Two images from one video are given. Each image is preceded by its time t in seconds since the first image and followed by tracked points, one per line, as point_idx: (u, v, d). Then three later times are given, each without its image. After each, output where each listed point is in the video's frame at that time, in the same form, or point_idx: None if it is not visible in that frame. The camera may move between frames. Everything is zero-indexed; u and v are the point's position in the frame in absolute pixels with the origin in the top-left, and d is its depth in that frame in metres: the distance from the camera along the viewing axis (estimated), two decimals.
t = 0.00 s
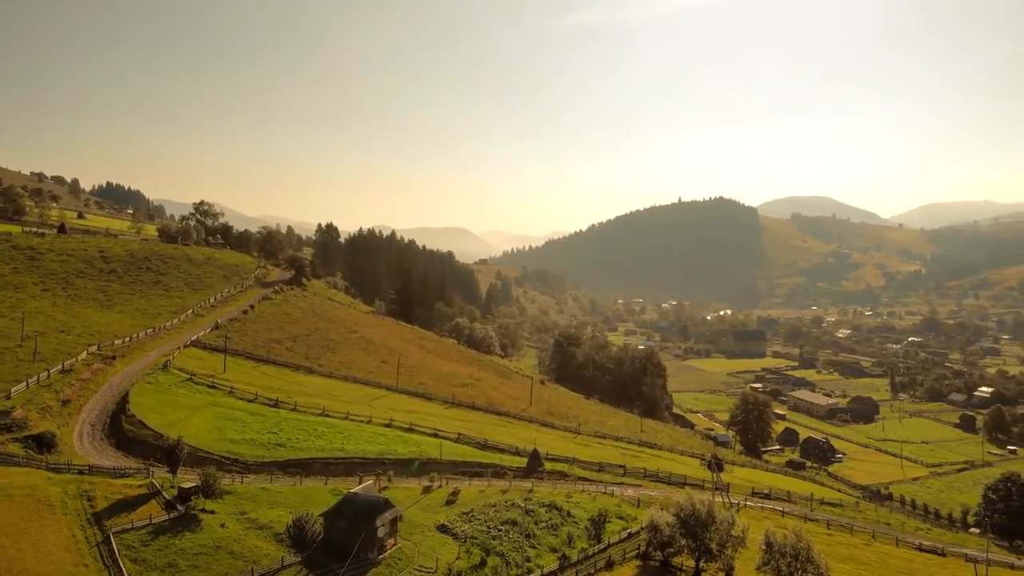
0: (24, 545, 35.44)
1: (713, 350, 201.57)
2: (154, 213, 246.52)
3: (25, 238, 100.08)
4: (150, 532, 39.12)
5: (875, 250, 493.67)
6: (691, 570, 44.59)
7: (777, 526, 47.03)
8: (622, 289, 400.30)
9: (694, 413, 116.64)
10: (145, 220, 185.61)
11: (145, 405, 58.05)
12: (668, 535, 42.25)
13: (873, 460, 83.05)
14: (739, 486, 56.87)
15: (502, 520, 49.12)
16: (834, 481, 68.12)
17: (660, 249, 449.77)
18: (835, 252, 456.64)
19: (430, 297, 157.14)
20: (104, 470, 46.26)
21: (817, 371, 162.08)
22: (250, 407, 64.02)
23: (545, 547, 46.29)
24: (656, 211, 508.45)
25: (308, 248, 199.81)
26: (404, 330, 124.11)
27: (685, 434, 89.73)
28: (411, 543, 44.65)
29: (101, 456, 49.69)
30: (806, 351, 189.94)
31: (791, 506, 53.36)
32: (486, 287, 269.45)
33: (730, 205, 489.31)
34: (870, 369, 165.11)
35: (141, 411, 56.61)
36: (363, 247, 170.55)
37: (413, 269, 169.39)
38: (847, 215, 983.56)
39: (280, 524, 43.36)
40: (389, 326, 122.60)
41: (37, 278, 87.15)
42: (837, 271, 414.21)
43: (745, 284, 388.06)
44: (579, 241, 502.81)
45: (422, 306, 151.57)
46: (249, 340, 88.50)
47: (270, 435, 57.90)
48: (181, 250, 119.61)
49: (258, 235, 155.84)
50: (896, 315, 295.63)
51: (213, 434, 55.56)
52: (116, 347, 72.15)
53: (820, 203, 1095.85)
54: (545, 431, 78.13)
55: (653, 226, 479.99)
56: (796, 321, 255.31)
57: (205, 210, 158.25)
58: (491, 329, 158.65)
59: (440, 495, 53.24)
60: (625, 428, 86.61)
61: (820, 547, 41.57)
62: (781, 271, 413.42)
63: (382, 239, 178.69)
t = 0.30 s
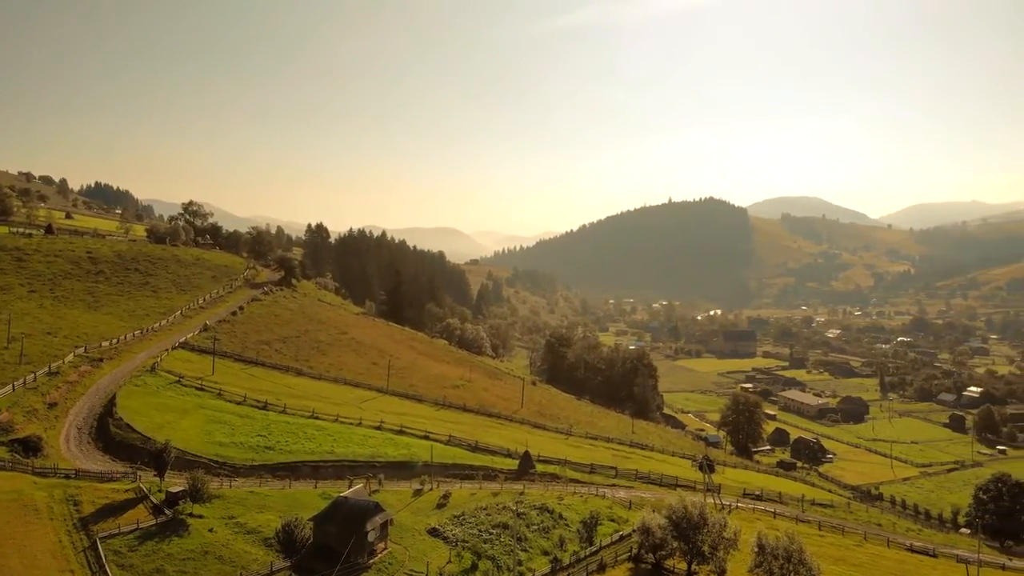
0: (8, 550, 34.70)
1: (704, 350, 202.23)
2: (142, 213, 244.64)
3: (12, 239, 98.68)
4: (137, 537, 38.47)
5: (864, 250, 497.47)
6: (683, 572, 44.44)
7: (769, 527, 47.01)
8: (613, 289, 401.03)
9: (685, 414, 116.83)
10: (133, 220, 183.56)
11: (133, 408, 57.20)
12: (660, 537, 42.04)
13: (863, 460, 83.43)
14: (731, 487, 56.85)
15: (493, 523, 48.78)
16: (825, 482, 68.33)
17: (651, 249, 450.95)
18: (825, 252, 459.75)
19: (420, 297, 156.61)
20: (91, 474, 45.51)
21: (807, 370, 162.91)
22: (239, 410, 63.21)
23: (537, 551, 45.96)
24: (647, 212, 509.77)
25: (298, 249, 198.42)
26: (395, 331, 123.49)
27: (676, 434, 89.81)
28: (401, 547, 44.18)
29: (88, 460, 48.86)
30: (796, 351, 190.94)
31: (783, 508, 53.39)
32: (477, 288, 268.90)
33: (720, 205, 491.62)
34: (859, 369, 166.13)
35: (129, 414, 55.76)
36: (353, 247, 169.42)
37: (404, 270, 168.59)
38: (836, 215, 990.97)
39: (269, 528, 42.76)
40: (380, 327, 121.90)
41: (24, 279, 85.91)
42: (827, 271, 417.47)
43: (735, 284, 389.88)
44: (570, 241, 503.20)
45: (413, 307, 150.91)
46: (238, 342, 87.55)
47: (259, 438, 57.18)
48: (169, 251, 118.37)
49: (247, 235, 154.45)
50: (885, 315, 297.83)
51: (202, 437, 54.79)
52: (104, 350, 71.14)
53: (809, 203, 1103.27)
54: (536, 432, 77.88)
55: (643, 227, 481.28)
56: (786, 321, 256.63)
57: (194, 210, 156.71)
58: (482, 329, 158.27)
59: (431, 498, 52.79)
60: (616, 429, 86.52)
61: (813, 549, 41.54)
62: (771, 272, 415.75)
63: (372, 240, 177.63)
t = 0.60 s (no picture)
0: None
1: (695, 350, 202.93)
2: (131, 212, 242.72)
3: None
4: (124, 542, 37.82)
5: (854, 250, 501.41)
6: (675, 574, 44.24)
7: (760, 529, 47.01)
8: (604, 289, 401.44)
9: (676, 414, 117.06)
10: (121, 221, 181.19)
11: (120, 412, 56.28)
12: (651, 540, 41.83)
13: (853, 460, 83.82)
14: (722, 489, 56.87)
15: (484, 527, 48.44)
16: (816, 482, 68.53)
17: (642, 249, 451.95)
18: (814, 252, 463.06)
19: (411, 298, 155.83)
20: (78, 478, 44.73)
21: (797, 371, 163.77)
22: (228, 413, 62.41)
23: (528, 554, 45.60)
24: (638, 212, 510.79)
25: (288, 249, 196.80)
26: (385, 332, 122.76)
27: (667, 435, 89.86)
28: (392, 551, 43.66)
29: (75, 464, 48.03)
30: (786, 351, 191.90)
31: (774, 509, 53.43)
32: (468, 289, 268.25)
33: (710, 206, 493.82)
34: (849, 369, 167.16)
35: (117, 418, 54.89)
36: (343, 248, 168.13)
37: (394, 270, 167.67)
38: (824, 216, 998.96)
39: (258, 533, 42.15)
40: (371, 328, 121.22)
41: (9, 280, 84.52)
42: (819, 271, 421.54)
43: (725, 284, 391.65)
44: (560, 241, 503.25)
45: (403, 308, 150.08)
46: (227, 344, 86.56)
47: (249, 442, 56.45)
48: (158, 251, 116.99)
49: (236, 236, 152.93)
50: (875, 315, 300.06)
51: (190, 440, 53.97)
52: (90, 352, 70.06)
53: (798, 203, 1110.60)
54: (527, 434, 77.58)
55: (634, 227, 482.37)
56: (776, 321, 257.99)
57: (182, 211, 155.04)
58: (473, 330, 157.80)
59: (422, 501, 52.30)
60: (608, 430, 86.33)
61: (804, 550, 41.57)
62: (761, 272, 418.00)
63: (363, 240, 176.40)
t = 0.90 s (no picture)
0: None
1: (686, 350, 203.54)
2: (119, 212, 240.49)
3: None
4: (111, 548, 37.17)
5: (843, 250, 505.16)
6: None
7: (753, 532, 46.96)
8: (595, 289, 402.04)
9: (667, 414, 117.24)
10: (108, 221, 179.18)
11: (108, 414, 55.45)
12: (644, 542, 41.69)
13: (843, 460, 84.21)
14: (713, 490, 56.91)
15: (476, 530, 48.07)
16: (807, 483, 68.72)
17: (632, 249, 452.99)
18: (804, 252, 466.05)
19: (402, 299, 155.16)
20: (65, 482, 43.99)
21: (787, 370, 164.60)
22: (217, 416, 61.66)
23: (520, 557, 45.29)
24: (629, 211, 511.93)
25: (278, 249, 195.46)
26: (376, 333, 122.02)
27: (658, 436, 89.92)
28: (383, 555, 43.18)
29: (61, 468, 47.22)
30: (776, 351, 192.90)
31: (766, 510, 53.50)
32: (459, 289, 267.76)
33: (701, 206, 495.82)
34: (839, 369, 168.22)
35: (104, 421, 54.07)
36: (333, 248, 167.02)
37: (385, 271, 166.86)
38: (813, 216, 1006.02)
39: (247, 538, 41.55)
40: (361, 329, 120.48)
41: None
42: (808, 271, 424.08)
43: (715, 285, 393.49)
44: (551, 241, 503.50)
45: (394, 309, 149.30)
46: (216, 346, 85.62)
47: (238, 445, 55.77)
48: (146, 252, 115.69)
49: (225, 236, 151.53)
50: (864, 315, 302.17)
51: (178, 443, 53.23)
52: (77, 354, 69.04)
53: (787, 203, 1117.77)
54: (519, 436, 77.31)
55: (625, 227, 483.43)
56: (767, 321, 259.28)
57: (171, 211, 153.47)
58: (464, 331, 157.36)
59: (413, 505, 51.88)
60: (599, 431, 86.23)
61: (796, 551, 41.58)
62: (751, 272, 420.23)
63: (353, 240, 175.34)
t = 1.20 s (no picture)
0: None
1: (676, 350, 204.16)
2: (107, 212, 238.57)
3: None
4: (98, 553, 36.48)
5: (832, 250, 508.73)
6: None
7: (745, 534, 46.90)
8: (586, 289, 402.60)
9: (658, 415, 117.38)
10: (96, 221, 177.03)
11: (95, 418, 54.55)
12: (635, 545, 41.62)
13: (834, 460, 84.58)
14: (705, 491, 56.94)
15: (467, 533, 47.69)
16: (798, 483, 68.94)
17: (623, 249, 454.01)
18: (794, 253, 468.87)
19: (392, 300, 154.48)
20: (51, 486, 43.20)
21: (778, 370, 165.39)
22: (206, 418, 60.86)
23: (511, 560, 44.99)
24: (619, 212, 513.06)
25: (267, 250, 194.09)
26: (366, 334, 121.27)
27: (650, 436, 89.94)
28: (373, 559, 42.70)
29: (47, 472, 46.38)
30: (766, 351, 193.89)
31: (758, 511, 53.55)
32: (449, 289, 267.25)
33: (691, 206, 497.70)
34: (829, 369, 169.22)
35: (91, 424, 53.20)
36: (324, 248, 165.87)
37: (376, 271, 166.03)
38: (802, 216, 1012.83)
39: (236, 542, 40.94)
40: (351, 330, 119.68)
41: None
42: (798, 271, 426.73)
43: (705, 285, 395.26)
44: (542, 241, 503.65)
45: (385, 310, 148.56)
46: (205, 347, 84.65)
47: (227, 448, 55.03)
48: (134, 253, 114.35)
49: (214, 237, 150.08)
50: (854, 315, 304.25)
51: (166, 446, 52.44)
52: (64, 356, 67.98)
53: (776, 203, 1124.90)
54: (510, 437, 77.01)
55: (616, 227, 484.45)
56: (757, 321, 260.57)
57: (159, 211, 151.85)
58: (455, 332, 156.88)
59: (403, 508, 51.41)
60: (591, 432, 86.09)
61: (788, 553, 41.62)
62: (741, 272, 422.34)
63: (343, 240, 174.30)
